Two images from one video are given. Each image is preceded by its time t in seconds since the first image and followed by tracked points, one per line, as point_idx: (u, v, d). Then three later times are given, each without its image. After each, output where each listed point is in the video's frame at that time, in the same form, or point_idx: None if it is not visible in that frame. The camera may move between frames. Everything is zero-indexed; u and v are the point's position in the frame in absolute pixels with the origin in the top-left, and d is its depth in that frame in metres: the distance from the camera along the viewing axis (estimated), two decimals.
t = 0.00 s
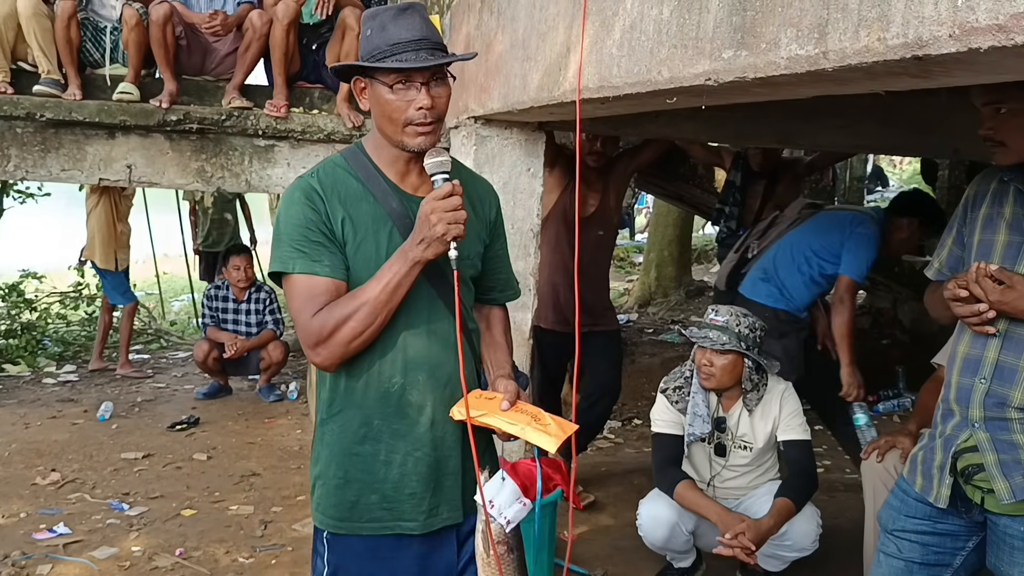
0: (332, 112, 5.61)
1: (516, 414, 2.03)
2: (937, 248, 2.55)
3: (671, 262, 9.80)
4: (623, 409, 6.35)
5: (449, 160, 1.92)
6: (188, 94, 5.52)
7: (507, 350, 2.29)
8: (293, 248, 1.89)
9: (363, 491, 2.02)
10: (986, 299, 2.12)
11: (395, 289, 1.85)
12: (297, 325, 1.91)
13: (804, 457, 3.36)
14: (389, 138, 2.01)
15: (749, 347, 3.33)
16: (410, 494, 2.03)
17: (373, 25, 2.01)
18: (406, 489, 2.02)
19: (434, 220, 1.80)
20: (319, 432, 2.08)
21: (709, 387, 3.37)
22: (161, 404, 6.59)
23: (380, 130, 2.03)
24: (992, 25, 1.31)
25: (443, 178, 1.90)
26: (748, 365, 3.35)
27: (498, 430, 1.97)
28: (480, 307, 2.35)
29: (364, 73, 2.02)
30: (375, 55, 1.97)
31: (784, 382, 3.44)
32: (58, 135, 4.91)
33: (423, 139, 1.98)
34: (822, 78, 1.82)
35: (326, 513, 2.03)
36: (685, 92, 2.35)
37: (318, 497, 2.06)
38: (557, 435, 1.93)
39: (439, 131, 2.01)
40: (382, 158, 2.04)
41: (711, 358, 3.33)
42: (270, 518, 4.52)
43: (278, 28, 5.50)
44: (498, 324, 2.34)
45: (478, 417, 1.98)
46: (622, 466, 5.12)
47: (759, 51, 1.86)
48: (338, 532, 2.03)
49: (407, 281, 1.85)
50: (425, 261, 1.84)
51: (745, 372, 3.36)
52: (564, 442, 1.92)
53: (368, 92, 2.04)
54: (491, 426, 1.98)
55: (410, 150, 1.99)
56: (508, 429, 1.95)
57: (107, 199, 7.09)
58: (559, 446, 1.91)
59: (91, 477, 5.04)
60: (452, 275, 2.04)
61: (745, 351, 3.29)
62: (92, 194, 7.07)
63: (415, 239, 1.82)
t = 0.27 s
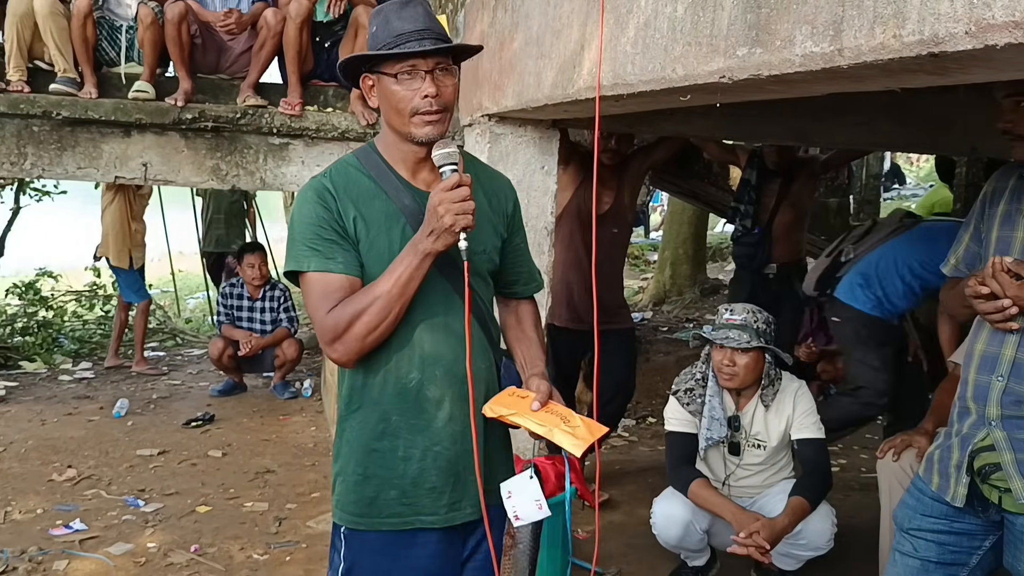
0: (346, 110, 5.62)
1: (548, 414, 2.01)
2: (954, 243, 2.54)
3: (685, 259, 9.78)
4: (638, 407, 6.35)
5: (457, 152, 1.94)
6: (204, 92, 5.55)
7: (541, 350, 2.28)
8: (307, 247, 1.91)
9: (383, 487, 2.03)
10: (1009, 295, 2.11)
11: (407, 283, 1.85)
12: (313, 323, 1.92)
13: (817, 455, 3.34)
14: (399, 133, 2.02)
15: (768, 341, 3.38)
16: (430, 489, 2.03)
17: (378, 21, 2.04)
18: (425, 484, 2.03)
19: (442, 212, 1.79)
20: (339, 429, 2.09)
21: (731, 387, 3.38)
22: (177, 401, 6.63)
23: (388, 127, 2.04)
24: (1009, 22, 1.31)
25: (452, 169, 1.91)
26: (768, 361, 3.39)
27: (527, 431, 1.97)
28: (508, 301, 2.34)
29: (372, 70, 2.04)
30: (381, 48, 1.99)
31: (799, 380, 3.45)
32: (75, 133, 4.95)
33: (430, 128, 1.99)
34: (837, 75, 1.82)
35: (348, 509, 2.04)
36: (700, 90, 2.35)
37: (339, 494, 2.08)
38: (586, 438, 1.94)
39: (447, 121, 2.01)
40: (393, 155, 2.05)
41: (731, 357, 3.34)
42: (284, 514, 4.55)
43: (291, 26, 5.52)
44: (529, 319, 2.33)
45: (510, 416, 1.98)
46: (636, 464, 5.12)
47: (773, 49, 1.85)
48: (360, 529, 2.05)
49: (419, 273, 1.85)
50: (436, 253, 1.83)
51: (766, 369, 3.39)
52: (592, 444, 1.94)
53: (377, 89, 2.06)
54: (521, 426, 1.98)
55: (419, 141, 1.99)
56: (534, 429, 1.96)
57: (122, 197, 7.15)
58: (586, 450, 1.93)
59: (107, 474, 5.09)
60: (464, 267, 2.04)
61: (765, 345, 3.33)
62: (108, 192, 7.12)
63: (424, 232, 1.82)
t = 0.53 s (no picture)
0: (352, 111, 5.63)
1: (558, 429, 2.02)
2: (962, 244, 2.53)
3: (692, 260, 9.77)
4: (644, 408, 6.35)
5: (484, 149, 1.92)
6: (211, 94, 5.64)
7: (571, 351, 2.25)
8: (333, 242, 1.91)
9: (407, 481, 2.02)
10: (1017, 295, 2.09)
11: (433, 276, 1.84)
12: (339, 318, 1.92)
13: (825, 456, 3.33)
14: (422, 133, 2.02)
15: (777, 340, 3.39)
16: (453, 483, 2.02)
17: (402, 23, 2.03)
18: (450, 477, 2.02)
19: (466, 206, 1.79)
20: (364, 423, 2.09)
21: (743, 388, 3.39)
22: (183, 401, 6.65)
23: (412, 127, 2.05)
24: (1016, 23, 1.30)
25: (477, 166, 1.90)
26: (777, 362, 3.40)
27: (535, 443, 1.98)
28: (548, 303, 2.33)
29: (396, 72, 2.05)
30: (405, 50, 1.99)
31: (805, 382, 3.44)
32: (82, 134, 4.96)
33: (453, 129, 1.99)
34: (844, 76, 1.81)
35: (372, 504, 2.04)
36: (706, 90, 2.35)
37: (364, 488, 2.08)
38: (591, 461, 1.96)
39: (469, 121, 2.01)
40: (417, 153, 2.05)
41: (741, 357, 3.35)
42: (290, 515, 4.55)
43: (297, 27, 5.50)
44: (565, 321, 2.30)
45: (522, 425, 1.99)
46: (642, 465, 5.12)
47: (780, 49, 1.85)
48: (385, 523, 2.04)
49: (444, 267, 1.84)
50: (460, 247, 1.82)
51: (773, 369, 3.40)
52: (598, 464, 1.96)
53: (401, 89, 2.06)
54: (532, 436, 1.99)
55: (442, 141, 2.00)
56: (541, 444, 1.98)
57: (127, 199, 7.15)
58: (590, 472, 1.95)
59: (114, 474, 5.10)
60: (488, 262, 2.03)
61: (775, 344, 3.34)
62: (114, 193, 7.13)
63: (449, 226, 1.81)
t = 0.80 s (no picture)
0: (354, 113, 5.64)
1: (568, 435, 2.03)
2: (963, 246, 2.52)
3: (693, 262, 9.77)
4: (646, 410, 6.35)
5: (500, 141, 1.92)
6: (212, 96, 5.62)
7: (579, 357, 2.26)
8: (352, 235, 1.91)
9: (419, 475, 2.02)
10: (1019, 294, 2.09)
11: (449, 268, 1.84)
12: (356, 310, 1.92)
13: (827, 458, 3.33)
14: (444, 130, 2.03)
15: (780, 341, 3.39)
16: (463, 478, 2.01)
17: (431, 23, 2.04)
18: (462, 473, 2.01)
19: (484, 198, 1.79)
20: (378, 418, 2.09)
21: (747, 389, 3.39)
22: (185, 404, 6.65)
23: (434, 125, 2.06)
24: (1018, 25, 1.30)
25: (496, 158, 1.89)
26: (779, 363, 3.41)
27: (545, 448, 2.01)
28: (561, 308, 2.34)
29: (422, 69, 2.05)
30: (434, 48, 2.00)
31: (807, 384, 3.45)
32: (83, 136, 4.97)
33: (475, 128, 2.00)
34: (846, 78, 1.81)
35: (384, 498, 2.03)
36: (707, 93, 2.35)
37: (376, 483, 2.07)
38: (601, 470, 2.00)
39: (491, 121, 2.02)
40: (438, 151, 2.05)
41: (745, 359, 3.35)
42: (292, 517, 4.55)
43: (298, 30, 5.51)
44: (575, 324, 2.32)
45: (533, 430, 2.02)
46: (644, 467, 5.13)
47: (782, 52, 1.85)
48: (395, 518, 2.03)
49: (461, 261, 1.84)
50: (477, 240, 1.83)
51: (777, 369, 3.42)
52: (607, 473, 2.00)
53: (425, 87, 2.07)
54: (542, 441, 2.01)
55: (464, 139, 2.01)
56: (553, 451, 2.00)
57: (128, 203, 7.18)
58: (599, 481, 1.99)
59: (115, 476, 5.10)
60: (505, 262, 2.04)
61: (778, 346, 3.34)
62: (116, 196, 7.16)
63: (467, 218, 1.82)
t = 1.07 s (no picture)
0: (355, 114, 5.64)
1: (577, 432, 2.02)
2: (964, 244, 2.52)
3: (694, 261, 9.77)
4: (647, 410, 6.35)
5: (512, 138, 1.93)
6: (212, 96, 5.62)
7: (573, 358, 2.27)
8: (359, 232, 1.91)
9: (424, 473, 2.02)
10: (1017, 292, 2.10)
11: (457, 266, 1.84)
12: (362, 307, 1.92)
13: (828, 458, 3.33)
14: (451, 129, 2.02)
15: (780, 341, 3.39)
16: (467, 476, 2.01)
17: (443, 22, 2.04)
18: (467, 470, 2.01)
19: (495, 196, 1.80)
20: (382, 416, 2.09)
21: (749, 389, 3.39)
22: (186, 404, 6.65)
23: (441, 124, 2.05)
24: (1018, 24, 1.30)
25: (506, 157, 1.91)
26: (781, 363, 3.41)
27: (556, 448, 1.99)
28: (553, 312, 2.34)
29: (432, 68, 2.05)
30: (445, 47, 2.00)
31: (808, 383, 3.45)
32: (84, 137, 4.97)
33: (482, 129, 1.99)
34: (846, 77, 1.81)
35: (388, 496, 2.03)
36: (708, 93, 2.35)
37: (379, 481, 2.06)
38: (616, 464, 1.97)
39: (498, 122, 2.01)
40: (445, 150, 2.05)
41: (747, 358, 3.35)
42: (293, 517, 4.55)
43: (298, 30, 5.51)
44: (570, 329, 2.33)
45: (541, 430, 2.01)
46: (645, 467, 5.13)
47: (782, 51, 1.85)
48: (398, 516, 2.03)
49: (468, 259, 1.85)
50: (486, 238, 1.84)
51: (778, 369, 3.42)
52: (621, 468, 1.96)
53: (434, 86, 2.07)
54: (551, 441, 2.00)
55: (470, 139, 2.00)
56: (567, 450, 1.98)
57: (129, 204, 7.20)
58: (616, 474, 1.95)
59: (117, 476, 5.10)
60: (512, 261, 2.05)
61: (780, 346, 3.34)
62: (117, 197, 7.18)
63: (476, 215, 1.82)
